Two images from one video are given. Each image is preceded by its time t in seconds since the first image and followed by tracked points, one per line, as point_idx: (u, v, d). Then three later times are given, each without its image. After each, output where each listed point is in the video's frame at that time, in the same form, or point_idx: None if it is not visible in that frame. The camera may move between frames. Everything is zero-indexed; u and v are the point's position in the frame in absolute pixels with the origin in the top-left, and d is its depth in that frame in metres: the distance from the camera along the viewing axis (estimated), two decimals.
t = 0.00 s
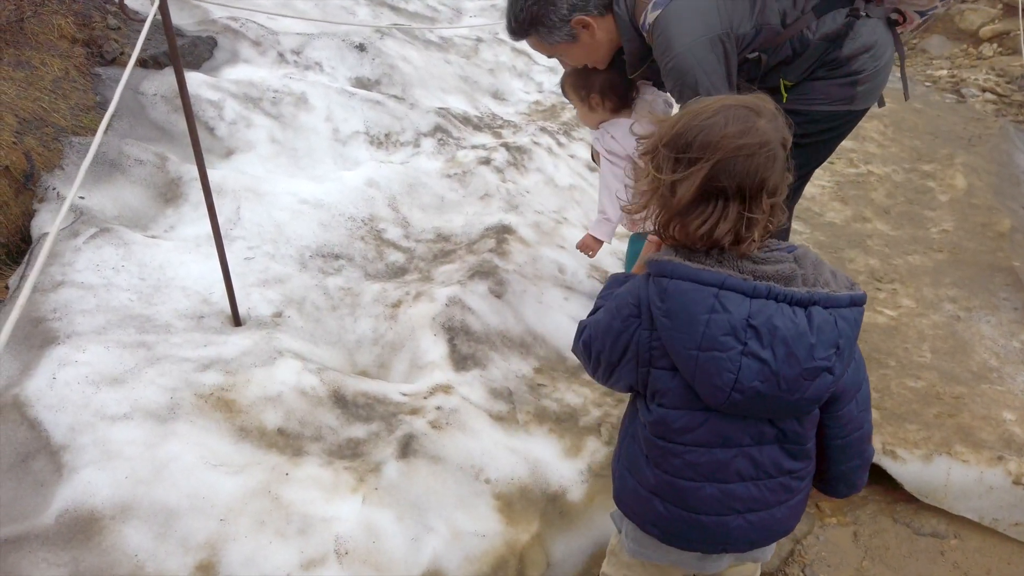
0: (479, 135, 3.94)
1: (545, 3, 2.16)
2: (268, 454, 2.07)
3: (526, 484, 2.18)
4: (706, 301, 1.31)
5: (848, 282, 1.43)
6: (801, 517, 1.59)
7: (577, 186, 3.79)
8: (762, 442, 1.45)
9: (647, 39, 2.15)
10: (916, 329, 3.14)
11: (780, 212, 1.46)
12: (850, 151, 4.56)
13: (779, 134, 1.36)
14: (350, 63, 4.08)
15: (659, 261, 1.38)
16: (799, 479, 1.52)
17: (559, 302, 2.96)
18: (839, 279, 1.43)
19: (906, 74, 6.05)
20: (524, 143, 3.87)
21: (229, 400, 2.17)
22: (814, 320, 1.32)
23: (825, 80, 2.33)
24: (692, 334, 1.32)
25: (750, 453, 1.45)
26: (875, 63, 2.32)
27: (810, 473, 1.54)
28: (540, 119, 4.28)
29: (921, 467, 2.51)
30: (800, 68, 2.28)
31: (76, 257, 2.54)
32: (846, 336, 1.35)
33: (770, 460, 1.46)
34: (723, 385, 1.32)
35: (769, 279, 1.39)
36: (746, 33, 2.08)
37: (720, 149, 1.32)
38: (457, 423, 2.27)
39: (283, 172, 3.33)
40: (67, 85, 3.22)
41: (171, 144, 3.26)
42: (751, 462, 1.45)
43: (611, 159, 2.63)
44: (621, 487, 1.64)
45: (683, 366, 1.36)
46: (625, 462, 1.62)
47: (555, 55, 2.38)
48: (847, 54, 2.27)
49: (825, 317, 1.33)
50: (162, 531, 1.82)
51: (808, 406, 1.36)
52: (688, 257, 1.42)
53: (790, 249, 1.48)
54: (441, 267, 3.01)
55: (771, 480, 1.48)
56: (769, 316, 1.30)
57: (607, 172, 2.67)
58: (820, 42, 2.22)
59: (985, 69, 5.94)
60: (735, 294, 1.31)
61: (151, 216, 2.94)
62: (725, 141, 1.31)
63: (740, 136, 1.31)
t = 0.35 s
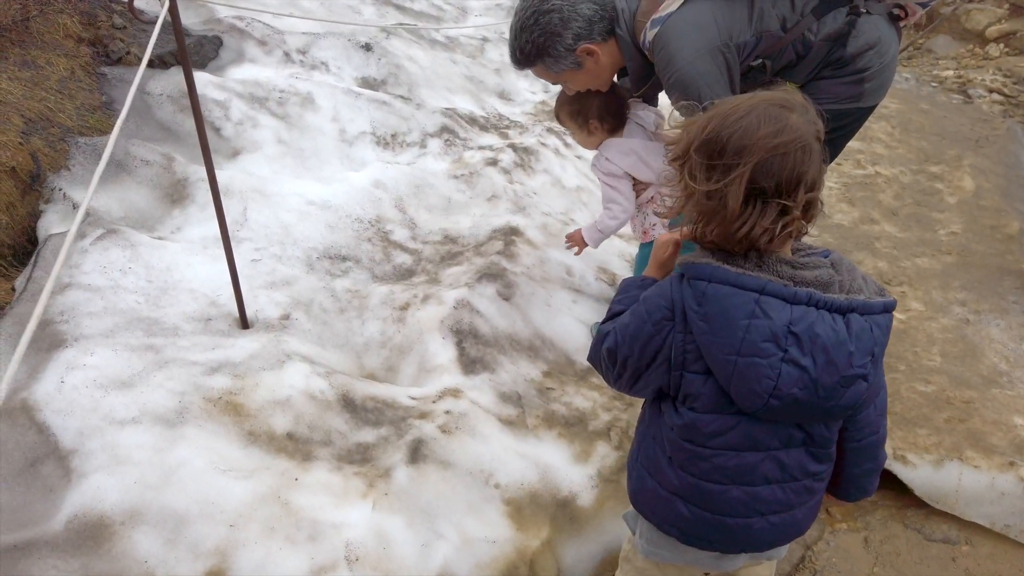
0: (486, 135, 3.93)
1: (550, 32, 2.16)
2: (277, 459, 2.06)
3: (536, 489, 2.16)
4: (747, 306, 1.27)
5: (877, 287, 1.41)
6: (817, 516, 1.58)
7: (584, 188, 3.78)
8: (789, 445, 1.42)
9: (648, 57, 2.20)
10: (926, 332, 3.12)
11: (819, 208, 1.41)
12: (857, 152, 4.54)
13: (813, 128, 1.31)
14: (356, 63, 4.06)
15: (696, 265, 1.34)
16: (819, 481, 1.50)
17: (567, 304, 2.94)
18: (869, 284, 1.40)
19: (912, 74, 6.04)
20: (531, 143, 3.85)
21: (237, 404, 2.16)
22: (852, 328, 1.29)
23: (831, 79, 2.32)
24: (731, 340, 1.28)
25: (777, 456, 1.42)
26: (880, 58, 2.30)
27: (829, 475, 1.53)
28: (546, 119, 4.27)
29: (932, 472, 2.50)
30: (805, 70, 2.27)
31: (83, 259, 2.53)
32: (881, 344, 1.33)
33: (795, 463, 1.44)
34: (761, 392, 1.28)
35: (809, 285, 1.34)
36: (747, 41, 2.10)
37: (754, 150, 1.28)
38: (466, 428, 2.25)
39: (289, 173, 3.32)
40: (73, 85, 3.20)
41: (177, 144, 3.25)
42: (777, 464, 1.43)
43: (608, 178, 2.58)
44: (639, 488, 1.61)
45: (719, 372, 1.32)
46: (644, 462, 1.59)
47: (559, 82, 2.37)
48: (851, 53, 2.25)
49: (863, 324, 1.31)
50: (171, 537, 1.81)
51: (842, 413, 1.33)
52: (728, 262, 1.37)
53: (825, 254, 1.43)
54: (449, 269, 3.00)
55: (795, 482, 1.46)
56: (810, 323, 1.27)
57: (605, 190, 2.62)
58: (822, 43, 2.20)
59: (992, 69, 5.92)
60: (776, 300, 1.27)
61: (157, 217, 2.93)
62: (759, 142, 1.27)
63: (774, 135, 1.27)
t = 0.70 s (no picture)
0: (497, 143, 3.91)
1: (563, 66, 2.16)
2: (287, 471, 2.03)
3: (547, 506, 2.14)
4: (783, 335, 1.25)
5: (908, 313, 1.38)
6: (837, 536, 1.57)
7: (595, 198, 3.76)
8: (816, 470, 1.40)
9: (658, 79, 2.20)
10: (938, 351, 3.10)
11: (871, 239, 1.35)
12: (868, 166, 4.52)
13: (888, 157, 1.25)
14: (367, 67, 4.04)
15: (729, 291, 1.32)
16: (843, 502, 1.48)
17: (578, 317, 2.92)
18: (901, 309, 1.37)
19: (922, 88, 6.03)
20: (542, 152, 3.84)
21: (247, 414, 2.13)
22: (889, 358, 1.27)
23: (845, 91, 2.29)
24: (767, 369, 1.26)
25: (804, 481, 1.40)
26: (893, 70, 2.27)
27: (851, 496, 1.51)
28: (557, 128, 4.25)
29: (945, 495, 2.47)
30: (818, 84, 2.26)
31: (92, 263, 2.50)
32: (914, 372, 1.32)
33: (822, 487, 1.42)
34: (796, 422, 1.26)
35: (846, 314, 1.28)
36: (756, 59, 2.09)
37: (836, 167, 1.19)
38: (478, 443, 2.23)
39: (300, 177, 3.29)
40: (84, 85, 3.18)
41: (188, 146, 3.22)
42: (804, 489, 1.40)
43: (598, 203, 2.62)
44: (660, 509, 1.59)
45: (753, 400, 1.30)
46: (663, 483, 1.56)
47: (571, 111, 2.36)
48: (863, 66, 2.22)
49: (898, 353, 1.29)
50: (179, 551, 1.78)
51: (874, 442, 1.32)
52: (763, 287, 1.32)
53: (860, 279, 1.36)
54: (459, 278, 2.98)
55: (821, 506, 1.44)
56: (848, 353, 1.24)
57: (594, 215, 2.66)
58: (834, 57, 2.19)
59: (1002, 85, 5.91)
60: (814, 329, 1.25)
61: (167, 220, 2.90)
62: (841, 159, 1.19)
63: (857, 155, 1.19)
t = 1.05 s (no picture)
0: (496, 175, 3.91)
1: (557, 116, 2.22)
2: (281, 515, 1.98)
3: (548, 552, 2.10)
4: (809, 401, 1.25)
5: (927, 373, 1.39)
6: None
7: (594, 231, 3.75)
8: (835, 531, 1.40)
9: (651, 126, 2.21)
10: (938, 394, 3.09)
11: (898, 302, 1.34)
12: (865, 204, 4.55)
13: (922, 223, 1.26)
14: (368, 96, 4.03)
15: (754, 352, 1.32)
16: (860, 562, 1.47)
17: (578, 354, 2.89)
18: (920, 369, 1.39)
19: (916, 125, 6.10)
20: (542, 185, 3.84)
21: (242, 454, 2.08)
22: (913, 423, 1.28)
23: (840, 135, 2.21)
24: (793, 435, 1.26)
25: (823, 542, 1.40)
26: (887, 112, 2.18)
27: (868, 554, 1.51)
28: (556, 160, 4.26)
29: (949, 544, 2.43)
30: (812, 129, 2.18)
31: (86, 293, 2.46)
32: (937, 436, 1.32)
33: (840, 548, 1.41)
34: (822, 489, 1.26)
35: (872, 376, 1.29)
36: (747, 107, 2.09)
37: (884, 221, 1.19)
38: (477, 486, 2.18)
39: (299, 207, 3.26)
40: (83, 109, 3.15)
41: (186, 173, 3.19)
42: (823, 551, 1.41)
43: (590, 254, 2.64)
44: (677, 567, 1.60)
45: (777, 465, 1.30)
46: (679, 540, 1.58)
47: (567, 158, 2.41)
48: (857, 109, 2.15)
49: (922, 418, 1.29)
50: None
51: (897, 506, 1.32)
52: (787, 349, 1.32)
53: (881, 340, 1.38)
54: (459, 312, 2.95)
55: (839, 568, 1.44)
56: (875, 420, 1.24)
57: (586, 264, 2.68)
58: (827, 102, 2.12)
59: (994, 125, 5.98)
60: (840, 395, 1.25)
61: (163, 249, 2.86)
62: (888, 215, 1.18)
63: (903, 213, 1.19)
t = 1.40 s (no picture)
0: (487, 197, 3.90)
1: (546, 142, 2.21)
2: (265, 549, 1.92)
3: None
4: (805, 436, 1.23)
5: (926, 409, 1.37)
6: None
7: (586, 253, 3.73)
8: (831, 570, 1.34)
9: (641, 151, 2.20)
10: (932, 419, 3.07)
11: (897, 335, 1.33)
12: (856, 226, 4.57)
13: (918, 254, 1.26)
14: (359, 118, 4.03)
15: (749, 384, 1.30)
16: None
17: (569, 379, 2.86)
18: (919, 405, 1.37)
19: (905, 147, 6.16)
20: (533, 208, 3.83)
21: (226, 485, 2.03)
22: (912, 462, 1.26)
23: (831, 161, 2.21)
24: (788, 470, 1.24)
25: None
26: (878, 137, 2.18)
27: None
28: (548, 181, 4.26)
29: (946, 572, 2.39)
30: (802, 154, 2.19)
31: (69, 318, 2.41)
32: (935, 475, 1.30)
33: None
34: (817, 527, 1.24)
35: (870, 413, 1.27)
36: (737, 133, 2.08)
37: (880, 256, 1.18)
38: (467, 516, 2.14)
39: (288, 229, 3.23)
40: (69, 132, 3.12)
41: (173, 196, 3.16)
42: None
43: (582, 278, 2.61)
44: None
45: (771, 501, 1.28)
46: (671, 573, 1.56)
47: (557, 184, 2.40)
48: (848, 135, 2.15)
49: (921, 456, 1.28)
50: None
51: (895, 547, 1.30)
52: (783, 381, 1.30)
53: (881, 374, 1.36)
54: (449, 337, 2.91)
55: None
56: (872, 457, 1.23)
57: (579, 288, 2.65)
58: (818, 128, 2.12)
59: (982, 146, 6.03)
60: (836, 430, 1.23)
61: (149, 273, 2.82)
62: (884, 249, 1.18)
63: (899, 247, 1.19)
